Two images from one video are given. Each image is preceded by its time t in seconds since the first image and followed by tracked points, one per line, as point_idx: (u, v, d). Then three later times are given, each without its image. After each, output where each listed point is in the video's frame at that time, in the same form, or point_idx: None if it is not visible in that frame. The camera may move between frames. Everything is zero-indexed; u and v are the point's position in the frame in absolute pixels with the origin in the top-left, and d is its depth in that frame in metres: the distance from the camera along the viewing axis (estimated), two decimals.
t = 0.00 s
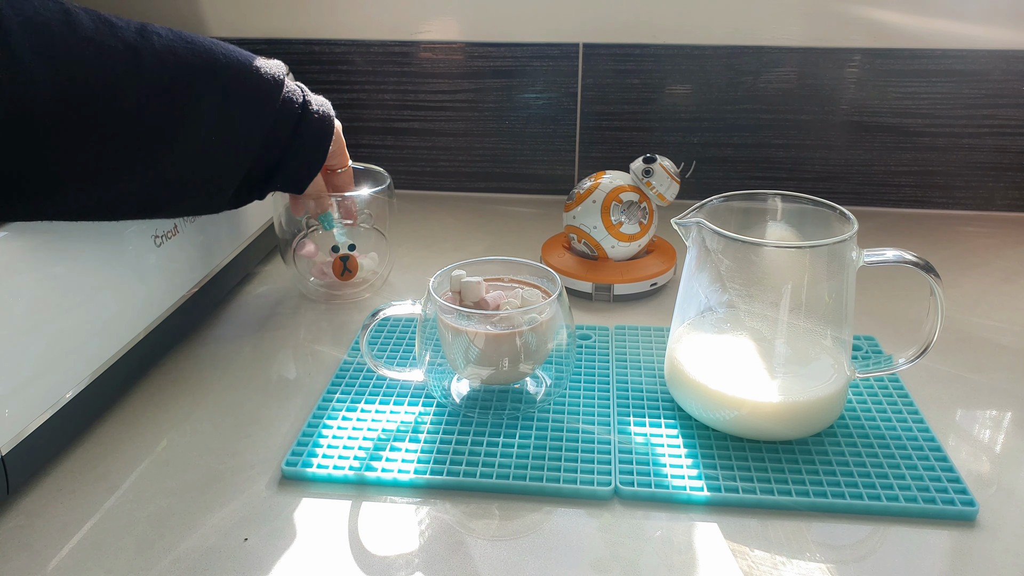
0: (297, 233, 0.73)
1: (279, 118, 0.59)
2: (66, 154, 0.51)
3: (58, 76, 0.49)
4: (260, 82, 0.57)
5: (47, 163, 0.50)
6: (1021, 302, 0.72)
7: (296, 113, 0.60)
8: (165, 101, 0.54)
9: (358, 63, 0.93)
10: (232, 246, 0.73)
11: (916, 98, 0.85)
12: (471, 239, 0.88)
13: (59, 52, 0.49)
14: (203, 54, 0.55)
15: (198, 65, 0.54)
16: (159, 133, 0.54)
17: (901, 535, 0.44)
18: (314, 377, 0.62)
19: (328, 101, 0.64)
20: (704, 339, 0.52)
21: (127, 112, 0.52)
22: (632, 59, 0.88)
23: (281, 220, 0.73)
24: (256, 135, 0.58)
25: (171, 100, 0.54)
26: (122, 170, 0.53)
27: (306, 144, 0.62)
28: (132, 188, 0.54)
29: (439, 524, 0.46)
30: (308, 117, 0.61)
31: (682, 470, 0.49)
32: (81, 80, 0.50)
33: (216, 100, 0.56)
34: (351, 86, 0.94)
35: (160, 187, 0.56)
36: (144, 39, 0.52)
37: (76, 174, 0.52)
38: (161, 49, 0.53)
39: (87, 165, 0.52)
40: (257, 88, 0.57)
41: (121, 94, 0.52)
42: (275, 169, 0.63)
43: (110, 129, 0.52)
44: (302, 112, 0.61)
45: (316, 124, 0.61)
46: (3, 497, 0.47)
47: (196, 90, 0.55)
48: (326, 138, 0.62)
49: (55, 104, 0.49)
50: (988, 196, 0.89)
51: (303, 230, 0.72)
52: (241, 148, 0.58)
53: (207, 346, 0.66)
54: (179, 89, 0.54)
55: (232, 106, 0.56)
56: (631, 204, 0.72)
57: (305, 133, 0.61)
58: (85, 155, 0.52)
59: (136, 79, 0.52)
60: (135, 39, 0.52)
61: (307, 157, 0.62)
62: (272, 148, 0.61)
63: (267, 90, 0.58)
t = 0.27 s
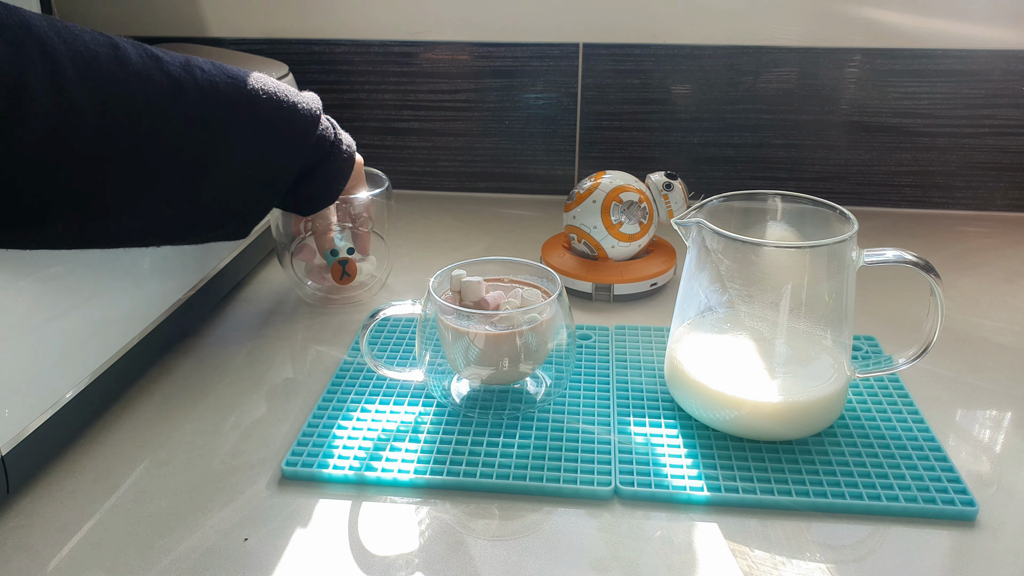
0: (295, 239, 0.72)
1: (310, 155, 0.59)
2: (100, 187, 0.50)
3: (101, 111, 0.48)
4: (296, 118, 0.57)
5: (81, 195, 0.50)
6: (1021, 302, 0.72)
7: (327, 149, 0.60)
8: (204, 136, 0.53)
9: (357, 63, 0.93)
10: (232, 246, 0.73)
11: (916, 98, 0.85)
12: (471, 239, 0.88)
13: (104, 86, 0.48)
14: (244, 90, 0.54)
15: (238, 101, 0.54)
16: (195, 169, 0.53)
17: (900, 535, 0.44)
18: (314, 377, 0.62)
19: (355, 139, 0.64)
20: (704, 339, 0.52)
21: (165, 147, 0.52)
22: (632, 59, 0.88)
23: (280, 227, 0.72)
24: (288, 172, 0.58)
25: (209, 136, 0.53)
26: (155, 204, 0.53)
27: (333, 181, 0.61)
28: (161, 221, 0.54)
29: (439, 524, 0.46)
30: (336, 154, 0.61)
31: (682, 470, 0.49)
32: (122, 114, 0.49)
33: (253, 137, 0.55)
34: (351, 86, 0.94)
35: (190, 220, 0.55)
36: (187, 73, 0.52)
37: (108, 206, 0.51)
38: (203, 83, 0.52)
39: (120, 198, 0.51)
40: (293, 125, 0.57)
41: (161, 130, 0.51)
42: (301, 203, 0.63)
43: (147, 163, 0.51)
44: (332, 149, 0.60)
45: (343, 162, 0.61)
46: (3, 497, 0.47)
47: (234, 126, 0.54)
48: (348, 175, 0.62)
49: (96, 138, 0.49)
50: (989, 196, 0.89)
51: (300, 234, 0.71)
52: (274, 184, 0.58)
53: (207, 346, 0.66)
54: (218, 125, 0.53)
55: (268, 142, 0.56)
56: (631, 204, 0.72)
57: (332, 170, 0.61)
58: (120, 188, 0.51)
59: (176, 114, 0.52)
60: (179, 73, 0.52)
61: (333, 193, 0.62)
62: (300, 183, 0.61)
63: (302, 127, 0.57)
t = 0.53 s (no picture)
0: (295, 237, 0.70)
1: (322, 164, 0.60)
2: (121, 199, 0.50)
3: (122, 122, 0.49)
4: (309, 129, 0.58)
5: (101, 208, 0.49)
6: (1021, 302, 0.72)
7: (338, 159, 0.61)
8: (222, 147, 0.53)
9: (358, 63, 0.93)
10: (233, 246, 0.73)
11: (916, 98, 0.85)
12: (471, 240, 0.88)
13: (125, 97, 0.49)
14: (260, 102, 0.55)
15: (255, 113, 0.55)
16: (213, 180, 0.54)
17: (900, 535, 0.44)
18: (314, 377, 0.62)
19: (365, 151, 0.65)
20: (704, 339, 0.52)
21: (185, 159, 0.52)
22: (632, 59, 0.88)
23: (280, 227, 0.70)
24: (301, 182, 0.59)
25: (226, 146, 0.54)
26: (173, 215, 0.53)
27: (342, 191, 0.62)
28: (177, 232, 0.54)
29: (439, 524, 0.46)
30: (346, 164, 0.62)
31: (682, 470, 0.49)
32: (143, 125, 0.49)
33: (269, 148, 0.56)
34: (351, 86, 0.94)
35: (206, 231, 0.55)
36: (205, 85, 0.53)
37: (128, 219, 0.51)
38: (221, 95, 0.53)
39: (139, 210, 0.51)
40: (305, 135, 0.58)
41: (181, 141, 0.51)
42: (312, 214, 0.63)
43: (166, 174, 0.51)
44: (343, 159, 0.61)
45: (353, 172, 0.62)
46: (3, 497, 0.47)
47: (250, 137, 0.55)
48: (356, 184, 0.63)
49: (117, 149, 0.49)
50: (989, 196, 0.89)
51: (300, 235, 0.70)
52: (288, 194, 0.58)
53: (207, 346, 0.66)
54: (236, 136, 0.54)
55: (283, 153, 0.56)
56: (631, 204, 0.72)
57: (343, 179, 0.61)
58: (139, 200, 0.51)
59: (195, 126, 0.52)
60: (197, 85, 0.52)
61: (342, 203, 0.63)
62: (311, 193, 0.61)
63: (315, 138, 0.58)
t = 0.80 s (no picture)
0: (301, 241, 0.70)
1: (319, 158, 0.60)
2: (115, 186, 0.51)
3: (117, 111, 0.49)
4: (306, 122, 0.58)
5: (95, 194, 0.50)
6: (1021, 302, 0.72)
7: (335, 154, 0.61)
8: (217, 137, 0.54)
9: (357, 63, 0.93)
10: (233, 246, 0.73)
11: (916, 98, 0.85)
12: (471, 240, 0.88)
13: (120, 87, 0.49)
14: (255, 94, 0.55)
15: (251, 105, 0.55)
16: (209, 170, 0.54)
17: (900, 535, 0.44)
18: (314, 377, 0.62)
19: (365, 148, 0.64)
20: (704, 339, 0.52)
21: (179, 148, 0.52)
22: (632, 59, 0.88)
23: (286, 229, 0.70)
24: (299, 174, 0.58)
25: (221, 137, 0.54)
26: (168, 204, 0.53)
27: (342, 187, 0.62)
28: (171, 222, 0.54)
29: (439, 524, 0.46)
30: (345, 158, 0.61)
31: (682, 470, 0.49)
32: (138, 116, 0.50)
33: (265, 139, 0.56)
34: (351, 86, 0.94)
35: (202, 221, 0.56)
36: (200, 77, 0.53)
37: (122, 207, 0.51)
38: (216, 87, 0.54)
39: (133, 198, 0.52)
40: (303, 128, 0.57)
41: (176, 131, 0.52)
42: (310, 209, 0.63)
43: (161, 163, 0.52)
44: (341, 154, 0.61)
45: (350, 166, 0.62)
46: (3, 497, 0.47)
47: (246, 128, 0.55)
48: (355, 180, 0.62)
49: (111, 137, 0.49)
50: (989, 196, 0.89)
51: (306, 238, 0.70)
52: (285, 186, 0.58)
53: (207, 346, 0.66)
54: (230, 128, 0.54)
55: (279, 144, 0.56)
56: (631, 204, 0.72)
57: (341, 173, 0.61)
58: (130, 188, 0.51)
59: (190, 116, 0.52)
60: (193, 76, 0.53)
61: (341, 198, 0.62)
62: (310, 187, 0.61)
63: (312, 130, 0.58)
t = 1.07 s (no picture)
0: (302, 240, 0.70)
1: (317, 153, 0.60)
2: (115, 183, 0.51)
3: (118, 107, 0.49)
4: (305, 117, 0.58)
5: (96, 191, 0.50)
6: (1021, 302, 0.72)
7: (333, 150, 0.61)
8: (216, 133, 0.54)
9: (358, 63, 0.93)
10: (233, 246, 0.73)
11: (916, 98, 0.85)
12: (471, 240, 0.88)
13: (120, 83, 0.49)
14: (254, 89, 0.55)
15: (250, 100, 0.55)
16: (208, 166, 0.55)
17: (900, 535, 0.44)
18: (314, 377, 0.62)
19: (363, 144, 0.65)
20: (704, 339, 0.52)
21: (179, 145, 0.53)
22: (632, 59, 0.88)
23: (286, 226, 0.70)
24: (298, 170, 0.59)
25: (221, 133, 0.54)
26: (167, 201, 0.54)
27: (340, 183, 0.62)
28: (171, 219, 0.54)
29: (439, 524, 0.46)
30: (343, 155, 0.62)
31: (682, 470, 0.49)
32: (138, 111, 0.50)
33: (264, 135, 0.56)
34: (351, 86, 0.94)
35: (202, 218, 0.56)
36: (199, 72, 0.53)
37: (123, 204, 0.52)
38: (215, 82, 0.54)
39: (134, 195, 0.52)
40: (302, 123, 0.58)
41: (176, 127, 0.52)
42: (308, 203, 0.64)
43: (161, 159, 0.52)
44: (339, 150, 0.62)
45: (348, 161, 0.62)
46: (3, 497, 0.47)
47: (245, 124, 0.55)
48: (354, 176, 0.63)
49: (112, 134, 0.50)
50: (989, 196, 0.89)
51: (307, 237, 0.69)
52: (285, 182, 0.59)
53: (207, 346, 0.66)
54: (229, 122, 0.54)
55: (278, 139, 0.57)
56: (631, 204, 0.72)
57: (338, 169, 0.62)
58: (132, 184, 0.51)
59: (190, 111, 0.53)
60: (192, 72, 0.53)
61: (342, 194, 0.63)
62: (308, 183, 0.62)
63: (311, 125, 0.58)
